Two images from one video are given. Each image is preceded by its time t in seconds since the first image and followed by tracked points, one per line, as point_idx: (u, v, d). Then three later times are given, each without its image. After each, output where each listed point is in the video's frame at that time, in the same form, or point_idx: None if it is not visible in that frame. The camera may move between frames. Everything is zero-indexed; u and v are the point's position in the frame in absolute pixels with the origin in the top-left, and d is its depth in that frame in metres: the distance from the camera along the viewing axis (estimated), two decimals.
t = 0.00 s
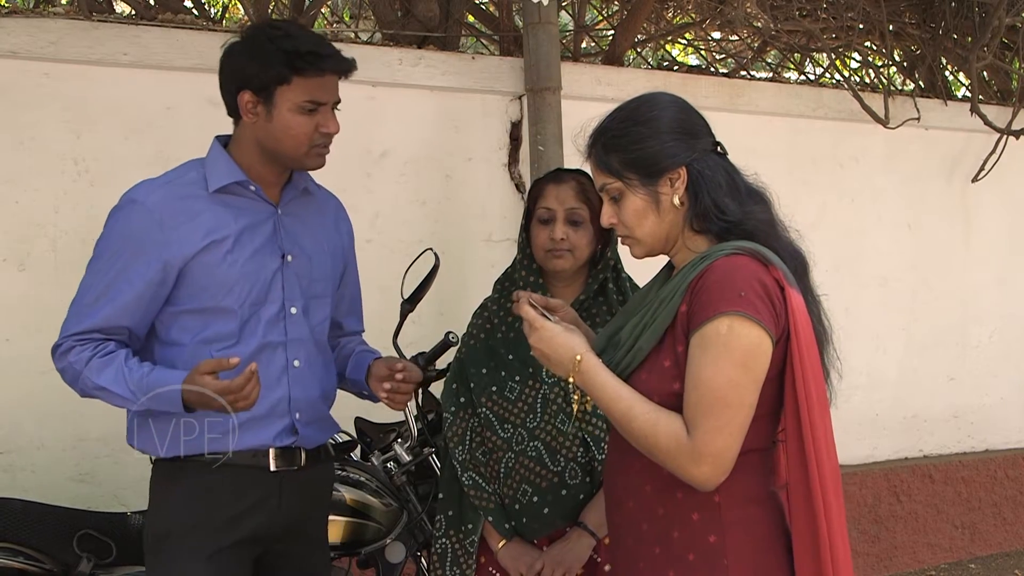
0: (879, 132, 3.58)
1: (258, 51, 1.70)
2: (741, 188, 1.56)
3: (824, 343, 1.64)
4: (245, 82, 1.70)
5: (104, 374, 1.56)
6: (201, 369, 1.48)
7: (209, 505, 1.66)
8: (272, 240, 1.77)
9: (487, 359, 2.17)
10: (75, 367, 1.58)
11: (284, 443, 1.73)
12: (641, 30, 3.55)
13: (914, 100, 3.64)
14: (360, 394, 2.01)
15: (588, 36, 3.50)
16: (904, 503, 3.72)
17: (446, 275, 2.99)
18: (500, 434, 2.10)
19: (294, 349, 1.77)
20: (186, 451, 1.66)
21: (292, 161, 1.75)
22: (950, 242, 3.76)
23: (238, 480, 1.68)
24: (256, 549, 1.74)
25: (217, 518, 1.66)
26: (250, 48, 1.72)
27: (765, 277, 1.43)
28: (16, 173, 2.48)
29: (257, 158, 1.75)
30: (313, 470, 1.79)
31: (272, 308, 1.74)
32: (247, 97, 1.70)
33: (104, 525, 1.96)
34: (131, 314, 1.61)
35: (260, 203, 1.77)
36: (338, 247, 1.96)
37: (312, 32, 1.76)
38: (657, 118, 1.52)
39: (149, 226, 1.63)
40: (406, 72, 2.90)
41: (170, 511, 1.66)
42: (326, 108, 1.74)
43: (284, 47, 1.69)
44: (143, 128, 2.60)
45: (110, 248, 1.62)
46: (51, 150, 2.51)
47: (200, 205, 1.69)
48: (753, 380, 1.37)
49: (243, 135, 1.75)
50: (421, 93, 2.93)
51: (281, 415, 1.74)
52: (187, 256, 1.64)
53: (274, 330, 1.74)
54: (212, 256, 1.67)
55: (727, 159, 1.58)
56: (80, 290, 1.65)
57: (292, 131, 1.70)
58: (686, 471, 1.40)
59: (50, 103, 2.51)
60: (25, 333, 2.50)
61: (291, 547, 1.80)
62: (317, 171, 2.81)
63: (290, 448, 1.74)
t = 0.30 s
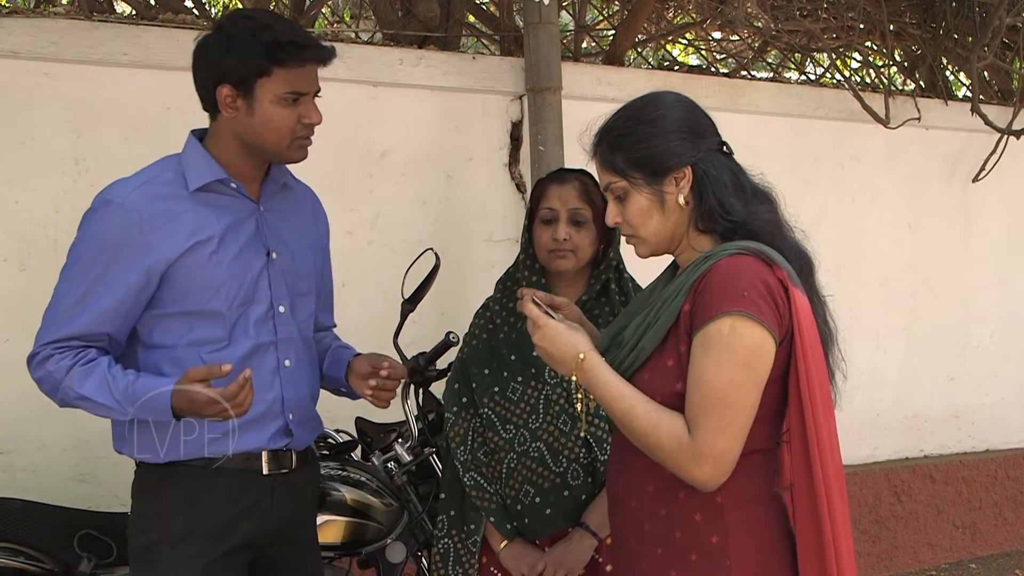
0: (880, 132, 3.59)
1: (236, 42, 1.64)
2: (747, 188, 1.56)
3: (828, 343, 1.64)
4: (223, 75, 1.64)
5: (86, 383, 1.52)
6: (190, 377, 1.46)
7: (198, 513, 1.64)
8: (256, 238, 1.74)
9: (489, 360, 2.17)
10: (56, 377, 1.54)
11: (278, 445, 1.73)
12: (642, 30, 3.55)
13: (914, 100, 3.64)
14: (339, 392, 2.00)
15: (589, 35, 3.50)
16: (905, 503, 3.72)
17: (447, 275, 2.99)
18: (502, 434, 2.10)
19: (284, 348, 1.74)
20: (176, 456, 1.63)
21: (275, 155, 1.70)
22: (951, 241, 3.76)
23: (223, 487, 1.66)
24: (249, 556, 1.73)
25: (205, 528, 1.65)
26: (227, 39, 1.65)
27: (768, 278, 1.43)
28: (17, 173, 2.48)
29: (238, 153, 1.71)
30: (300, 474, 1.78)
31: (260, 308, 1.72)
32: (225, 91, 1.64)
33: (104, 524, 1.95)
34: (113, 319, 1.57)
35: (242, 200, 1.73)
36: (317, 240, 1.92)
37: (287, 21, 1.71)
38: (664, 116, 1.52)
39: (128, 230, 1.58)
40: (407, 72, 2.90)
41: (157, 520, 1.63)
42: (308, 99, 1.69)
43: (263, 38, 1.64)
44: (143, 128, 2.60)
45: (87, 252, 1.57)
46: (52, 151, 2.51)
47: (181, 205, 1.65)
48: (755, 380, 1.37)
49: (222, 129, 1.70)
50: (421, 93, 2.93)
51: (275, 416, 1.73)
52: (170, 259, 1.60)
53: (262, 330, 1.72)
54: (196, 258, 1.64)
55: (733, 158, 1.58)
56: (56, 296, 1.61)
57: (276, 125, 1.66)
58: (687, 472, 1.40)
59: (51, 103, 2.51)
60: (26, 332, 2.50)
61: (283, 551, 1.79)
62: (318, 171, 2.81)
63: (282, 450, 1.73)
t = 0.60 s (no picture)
0: (882, 132, 3.59)
1: (221, 34, 1.57)
2: (751, 188, 1.56)
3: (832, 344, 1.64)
4: (206, 68, 1.56)
5: (88, 394, 1.45)
6: (198, 375, 1.41)
7: (193, 521, 1.61)
8: (244, 237, 1.69)
9: (491, 360, 2.17)
10: (54, 391, 1.46)
11: (273, 449, 1.71)
12: (644, 30, 3.55)
13: (916, 100, 3.64)
14: (320, 389, 1.97)
15: (590, 36, 3.51)
16: (906, 503, 3.71)
17: (448, 275, 3.00)
18: (504, 434, 2.10)
19: (276, 349, 1.71)
20: (170, 462, 1.59)
21: (259, 152, 1.64)
22: (952, 241, 3.76)
23: (220, 491, 1.64)
24: (244, 563, 1.71)
25: (203, 534, 1.62)
26: (212, 32, 1.58)
27: (771, 277, 1.43)
28: (18, 173, 2.49)
29: (221, 148, 1.64)
30: (292, 475, 1.76)
31: (253, 309, 1.67)
32: (210, 86, 1.57)
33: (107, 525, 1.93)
34: (111, 327, 1.49)
35: (228, 198, 1.67)
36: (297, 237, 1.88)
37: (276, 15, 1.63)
38: (669, 116, 1.52)
39: (117, 234, 1.50)
40: (408, 72, 2.90)
41: (150, 529, 1.59)
42: (294, 97, 1.63)
43: (252, 32, 1.56)
44: (145, 128, 2.60)
45: (75, 259, 1.48)
46: (54, 151, 2.51)
47: (169, 206, 1.58)
48: (757, 380, 1.37)
49: (204, 123, 1.62)
50: (423, 94, 2.93)
51: (270, 418, 1.71)
52: (164, 261, 1.53)
53: (256, 330, 1.67)
54: (188, 260, 1.57)
55: (737, 159, 1.58)
56: (42, 307, 1.52)
57: (261, 122, 1.59)
58: (690, 471, 1.40)
59: (52, 103, 2.51)
60: (28, 332, 2.51)
61: (279, 557, 1.77)
62: (320, 171, 2.81)
63: (277, 452, 1.72)
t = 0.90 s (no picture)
0: (884, 132, 3.58)
1: (215, 29, 1.55)
2: (750, 190, 1.56)
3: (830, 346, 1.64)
4: (197, 62, 1.55)
5: (79, 400, 1.44)
6: (187, 373, 1.40)
7: (189, 530, 1.62)
8: (234, 236, 1.69)
9: (492, 360, 2.17)
10: (45, 399, 1.46)
11: (269, 450, 1.70)
12: (646, 30, 3.55)
13: (918, 100, 3.65)
14: (313, 385, 1.96)
15: (592, 36, 3.50)
16: (909, 503, 3.71)
17: (450, 275, 3.00)
18: (506, 435, 2.10)
19: (269, 348, 1.71)
20: (168, 467, 1.59)
21: (246, 149, 1.64)
22: (954, 241, 3.76)
23: (215, 494, 1.64)
24: (235, 566, 1.72)
25: (198, 540, 1.63)
26: (204, 26, 1.56)
27: (767, 277, 1.42)
28: (20, 173, 2.49)
29: (206, 143, 1.63)
30: (283, 477, 1.76)
31: (245, 308, 1.66)
32: (199, 81, 1.56)
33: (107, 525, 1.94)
34: (103, 332, 1.48)
35: (215, 196, 1.67)
36: (284, 235, 1.87)
37: (269, 13, 1.63)
38: (671, 115, 1.52)
39: (105, 236, 1.49)
40: (409, 72, 2.90)
41: (145, 538, 1.59)
42: (284, 96, 1.62)
43: (246, 30, 1.56)
44: (147, 128, 2.60)
45: (63, 264, 1.47)
46: (56, 151, 2.51)
47: (156, 207, 1.57)
48: (751, 379, 1.36)
49: (189, 117, 1.61)
50: (425, 94, 2.93)
51: (265, 417, 1.70)
52: (154, 262, 1.52)
53: (249, 330, 1.67)
54: (179, 261, 1.56)
55: (739, 160, 1.58)
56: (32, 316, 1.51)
57: (249, 120, 1.59)
58: (684, 471, 1.39)
59: (54, 104, 2.51)
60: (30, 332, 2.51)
61: (270, 561, 1.79)
62: (322, 171, 2.81)
63: (272, 454, 1.71)
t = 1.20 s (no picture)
0: (887, 131, 3.58)
1: (211, 28, 1.55)
2: (745, 192, 1.56)
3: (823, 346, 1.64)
4: (195, 61, 1.55)
5: (70, 401, 1.43)
6: (183, 374, 1.38)
7: (187, 529, 1.62)
8: (227, 236, 1.69)
9: (495, 361, 2.16)
10: (34, 400, 1.44)
11: (265, 451, 1.71)
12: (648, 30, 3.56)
13: (921, 100, 3.65)
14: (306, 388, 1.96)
15: (595, 36, 3.51)
16: (912, 504, 3.71)
17: (452, 275, 2.99)
18: (509, 435, 2.10)
19: (262, 349, 1.71)
20: (165, 469, 1.58)
21: (241, 148, 1.63)
22: (957, 242, 3.75)
23: (213, 495, 1.64)
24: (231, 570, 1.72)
25: (197, 541, 1.63)
26: (201, 24, 1.56)
27: (757, 277, 1.42)
28: (24, 173, 2.49)
29: (200, 141, 1.63)
30: (279, 478, 1.77)
31: (239, 309, 1.66)
32: (195, 79, 1.55)
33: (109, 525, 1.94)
34: (94, 333, 1.47)
35: (208, 196, 1.67)
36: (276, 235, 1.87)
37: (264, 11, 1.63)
38: (670, 116, 1.52)
39: (98, 236, 1.48)
40: (412, 72, 2.90)
41: (143, 537, 1.59)
42: (278, 93, 1.63)
43: (242, 28, 1.56)
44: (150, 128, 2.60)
45: (54, 264, 1.46)
46: (59, 151, 2.52)
47: (149, 207, 1.56)
48: (741, 378, 1.36)
49: (183, 117, 1.60)
50: (428, 94, 2.93)
51: (261, 418, 1.70)
52: (148, 262, 1.51)
53: (243, 331, 1.67)
54: (172, 261, 1.55)
55: (735, 163, 1.58)
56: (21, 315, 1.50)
57: (246, 118, 1.59)
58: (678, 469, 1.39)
59: (57, 104, 2.51)
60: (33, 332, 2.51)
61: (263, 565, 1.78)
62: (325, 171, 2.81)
63: (269, 455, 1.72)
